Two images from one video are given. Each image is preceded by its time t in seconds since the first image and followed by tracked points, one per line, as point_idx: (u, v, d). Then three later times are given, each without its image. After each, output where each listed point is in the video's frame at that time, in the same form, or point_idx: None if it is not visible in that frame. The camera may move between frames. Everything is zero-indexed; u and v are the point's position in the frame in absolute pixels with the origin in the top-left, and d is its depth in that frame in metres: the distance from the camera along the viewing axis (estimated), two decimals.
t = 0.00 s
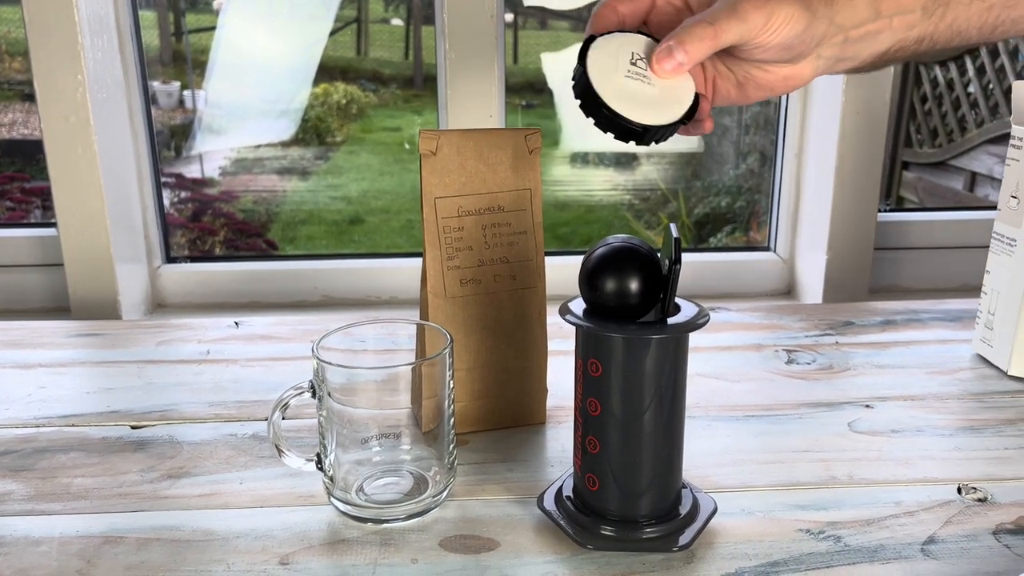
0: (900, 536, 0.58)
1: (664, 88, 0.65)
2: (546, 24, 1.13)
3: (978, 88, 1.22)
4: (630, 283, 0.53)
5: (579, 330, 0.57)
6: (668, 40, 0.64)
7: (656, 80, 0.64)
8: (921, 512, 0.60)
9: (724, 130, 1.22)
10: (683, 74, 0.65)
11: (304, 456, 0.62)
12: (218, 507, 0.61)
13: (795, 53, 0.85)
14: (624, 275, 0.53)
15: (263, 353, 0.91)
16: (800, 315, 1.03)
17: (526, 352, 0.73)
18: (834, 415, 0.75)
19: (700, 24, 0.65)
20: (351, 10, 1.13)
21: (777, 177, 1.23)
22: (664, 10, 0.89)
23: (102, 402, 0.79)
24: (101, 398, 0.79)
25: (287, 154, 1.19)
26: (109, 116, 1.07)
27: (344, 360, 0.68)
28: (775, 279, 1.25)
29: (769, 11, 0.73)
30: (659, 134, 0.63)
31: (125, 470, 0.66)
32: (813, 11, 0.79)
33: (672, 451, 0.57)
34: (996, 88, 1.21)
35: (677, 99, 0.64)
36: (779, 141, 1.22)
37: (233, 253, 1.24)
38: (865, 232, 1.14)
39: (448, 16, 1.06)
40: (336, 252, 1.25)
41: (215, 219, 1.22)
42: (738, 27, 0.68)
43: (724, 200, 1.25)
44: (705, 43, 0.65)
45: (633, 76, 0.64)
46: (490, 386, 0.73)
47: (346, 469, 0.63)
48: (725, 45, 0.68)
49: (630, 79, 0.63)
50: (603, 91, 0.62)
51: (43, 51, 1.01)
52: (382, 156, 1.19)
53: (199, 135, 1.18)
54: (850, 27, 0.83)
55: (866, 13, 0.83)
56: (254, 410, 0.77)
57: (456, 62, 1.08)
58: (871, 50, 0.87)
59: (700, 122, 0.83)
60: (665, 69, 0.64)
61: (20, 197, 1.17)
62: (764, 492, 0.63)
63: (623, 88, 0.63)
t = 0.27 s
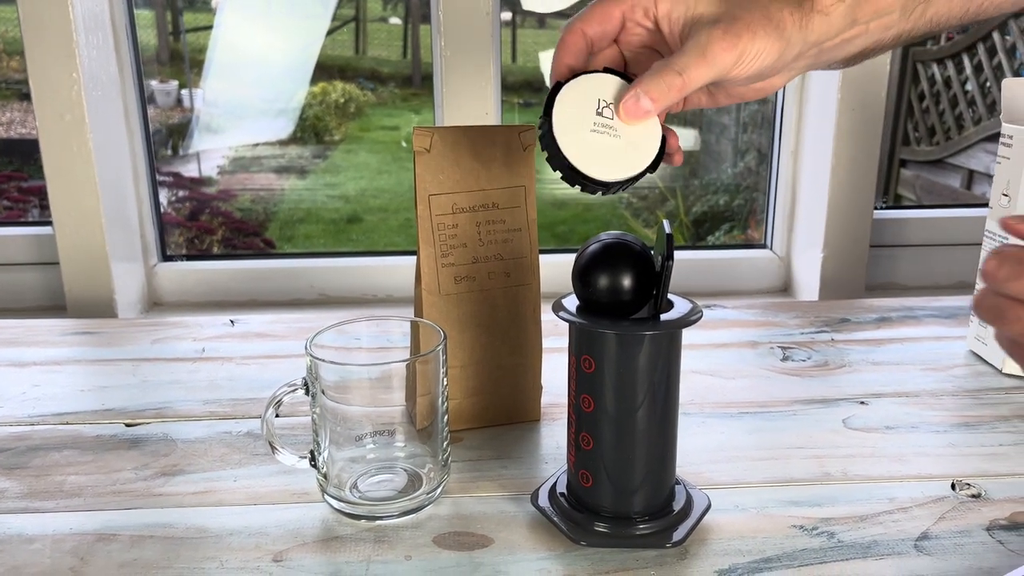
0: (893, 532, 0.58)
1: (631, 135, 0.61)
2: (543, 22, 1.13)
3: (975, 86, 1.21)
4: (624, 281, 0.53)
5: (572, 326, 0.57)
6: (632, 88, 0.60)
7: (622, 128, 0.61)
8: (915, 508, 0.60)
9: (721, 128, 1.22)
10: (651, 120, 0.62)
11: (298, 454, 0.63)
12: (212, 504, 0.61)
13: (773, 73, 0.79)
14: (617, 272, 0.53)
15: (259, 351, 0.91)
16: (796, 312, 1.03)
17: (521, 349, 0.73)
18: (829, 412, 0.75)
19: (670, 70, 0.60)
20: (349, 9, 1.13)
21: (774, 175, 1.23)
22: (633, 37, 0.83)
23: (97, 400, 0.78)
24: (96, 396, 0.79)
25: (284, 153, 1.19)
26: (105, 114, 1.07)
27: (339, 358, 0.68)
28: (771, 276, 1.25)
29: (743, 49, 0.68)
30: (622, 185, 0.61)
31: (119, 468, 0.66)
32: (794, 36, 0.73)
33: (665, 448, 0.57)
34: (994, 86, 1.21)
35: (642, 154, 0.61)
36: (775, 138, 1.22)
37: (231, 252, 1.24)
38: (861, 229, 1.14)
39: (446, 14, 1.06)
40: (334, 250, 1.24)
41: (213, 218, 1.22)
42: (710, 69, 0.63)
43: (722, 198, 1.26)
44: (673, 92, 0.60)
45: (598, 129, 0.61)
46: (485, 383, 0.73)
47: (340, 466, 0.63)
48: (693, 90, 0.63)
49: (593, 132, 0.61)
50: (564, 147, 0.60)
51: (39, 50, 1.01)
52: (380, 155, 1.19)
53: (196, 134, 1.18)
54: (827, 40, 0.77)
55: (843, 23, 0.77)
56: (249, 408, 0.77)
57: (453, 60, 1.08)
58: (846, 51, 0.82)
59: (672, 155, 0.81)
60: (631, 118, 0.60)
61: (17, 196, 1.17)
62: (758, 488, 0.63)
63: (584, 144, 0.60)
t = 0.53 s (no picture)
0: (892, 528, 0.58)
1: (622, 106, 0.61)
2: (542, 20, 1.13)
3: (974, 83, 1.21)
4: (622, 275, 0.53)
5: (569, 322, 0.57)
6: (621, 60, 0.59)
7: (612, 99, 0.61)
8: (913, 504, 0.60)
9: (720, 126, 1.21)
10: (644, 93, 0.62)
11: (294, 450, 0.62)
12: (208, 501, 0.61)
13: (763, 39, 0.79)
14: (614, 267, 0.53)
15: (257, 348, 0.91)
16: (794, 309, 1.02)
17: (519, 345, 0.73)
18: (827, 408, 0.75)
19: (662, 41, 0.59)
20: (347, 7, 1.13)
21: (772, 173, 1.23)
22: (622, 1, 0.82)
23: (93, 397, 0.78)
24: (93, 394, 0.79)
25: (283, 151, 1.19)
26: (101, 112, 1.07)
27: (336, 355, 0.68)
28: (769, 274, 1.25)
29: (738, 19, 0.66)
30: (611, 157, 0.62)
31: (115, 465, 0.66)
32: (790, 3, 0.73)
33: (662, 444, 0.57)
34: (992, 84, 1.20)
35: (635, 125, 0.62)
36: (774, 136, 1.22)
37: (229, 250, 1.24)
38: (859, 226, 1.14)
39: (444, 12, 1.06)
40: (332, 248, 1.24)
41: (210, 216, 1.22)
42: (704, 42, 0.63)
43: (720, 196, 1.26)
44: (666, 63, 0.60)
45: (588, 103, 0.61)
46: (482, 380, 0.72)
47: (337, 463, 0.63)
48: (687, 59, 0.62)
49: (583, 107, 0.61)
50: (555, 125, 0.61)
51: (35, 48, 1.00)
52: (379, 153, 1.19)
53: (194, 132, 1.17)
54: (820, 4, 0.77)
55: None
56: (245, 405, 0.76)
57: (451, 57, 1.07)
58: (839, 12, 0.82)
59: (664, 124, 0.81)
60: (620, 89, 0.60)
61: (14, 194, 1.16)
62: (756, 484, 0.63)
63: (573, 120, 0.61)
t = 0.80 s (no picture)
0: (890, 527, 0.58)
1: (637, 104, 0.63)
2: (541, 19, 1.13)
3: (971, 83, 1.20)
4: (619, 275, 0.53)
5: (567, 322, 0.57)
6: (632, 58, 0.60)
7: (627, 97, 0.63)
8: (911, 503, 0.60)
9: (720, 124, 1.21)
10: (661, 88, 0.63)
11: (291, 450, 0.62)
12: (205, 501, 0.61)
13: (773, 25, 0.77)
14: (612, 266, 0.53)
15: (255, 347, 0.90)
16: (792, 308, 1.02)
17: (517, 344, 0.72)
18: (826, 408, 0.75)
19: (668, 35, 0.58)
20: (346, 5, 1.13)
21: (770, 172, 1.23)
22: None
23: (90, 397, 0.78)
24: (90, 392, 0.79)
25: (281, 149, 1.19)
26: (99, 110, 1.07)
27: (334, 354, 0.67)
28: (767, 273, 1.25)
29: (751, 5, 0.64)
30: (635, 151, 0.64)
31: (113, 465, 0.66)
32: None
33: (660, 443, 0.57)
34: (990, 83, 1.18)
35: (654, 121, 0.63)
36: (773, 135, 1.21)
37: (227, 249, 1.23)
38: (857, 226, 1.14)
39: (443, 10, 1.05)
40: (331, 247, 1.24)
41: (209, 215, 1.21)
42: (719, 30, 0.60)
43: (718, 195, 1.25)
44: (674, 57, 0.59)
45: (603, 104, 0.63)
46: (480, 380, 0.72)
47: (335, 463, 0.63)
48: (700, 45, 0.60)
49: (598, 110, 0.63)
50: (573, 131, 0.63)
51: (32, 46, 1.00)
52: (377, 151, 1.19)
53: (192, 131, 1.17)
54: None
55: None
56: (243, 405, 0.76)
57: (449, 56, 1.07)
58: None
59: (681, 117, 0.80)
60: (633, 87, 0.61)
61: (11, 192, 1.16)
62: (754, 484, 0.63)
63: (589, 124, 0.63)
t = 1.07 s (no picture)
0: (891, 527, 0.57)
1: (700, 96, 0.60)
2: (540, 17, 1.13)
3: (971, 82, 1.20)
4: (620, 274, 0.53)
5: (568, 321, 0.56)
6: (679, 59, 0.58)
7: (688, 96, 0.60)
8: (911, 503, 0.60)
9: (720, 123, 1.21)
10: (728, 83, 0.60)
11: (292, 449, 0.62)
12: (205, 500, 0.61)
13: None
14: (614, 266, 0.53)
15: (255, 346, 0.90)
16: (792, 307, 1.02)
17: (516, 343, 0.72)
18: (826, 408, 0.75)
19: (706, 25, 0.57)
20: (345, 3, 1.12)
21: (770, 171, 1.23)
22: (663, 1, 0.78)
23: (89, 395, 0.78)
24: (89, 391, 0.79)
25: (280, 147, 1.18)
26: (98, 108, 1.06)
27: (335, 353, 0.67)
28: (767, 272, 1.25)
29: None
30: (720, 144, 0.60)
31: (112, 464, 0.66)
32: None
33: (661, 443, 0.57)
34: (989, 82, 1.19)
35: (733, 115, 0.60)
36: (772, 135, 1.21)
37: (226, 247, 1.23)
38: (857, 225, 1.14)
39: (444, 8, 1.05)
40: (330, 245, 1.24)
41: (208, 213, 1.21)
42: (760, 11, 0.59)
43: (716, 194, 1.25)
44: (719, 44, 0.57)
45: (669, 112, 0.60)
46: (480, 378, 0.72)
47: (335, 462, 0.62)
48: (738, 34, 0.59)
49: (666, 119, 0.60)
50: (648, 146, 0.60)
51: (32, 44, 1.00)
52: (376, 150, 1.19)
53: (191, 129, 1.17)
54: None
55: None
56: (243, 403, 0.76)
57: (450, 54, 1.07)
58: None
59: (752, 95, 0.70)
60: (690, 83, 0.59)
61: (10, 190, 1.16)
62: (755, 484, 0.63)
63: (664, 134, 0.60)
